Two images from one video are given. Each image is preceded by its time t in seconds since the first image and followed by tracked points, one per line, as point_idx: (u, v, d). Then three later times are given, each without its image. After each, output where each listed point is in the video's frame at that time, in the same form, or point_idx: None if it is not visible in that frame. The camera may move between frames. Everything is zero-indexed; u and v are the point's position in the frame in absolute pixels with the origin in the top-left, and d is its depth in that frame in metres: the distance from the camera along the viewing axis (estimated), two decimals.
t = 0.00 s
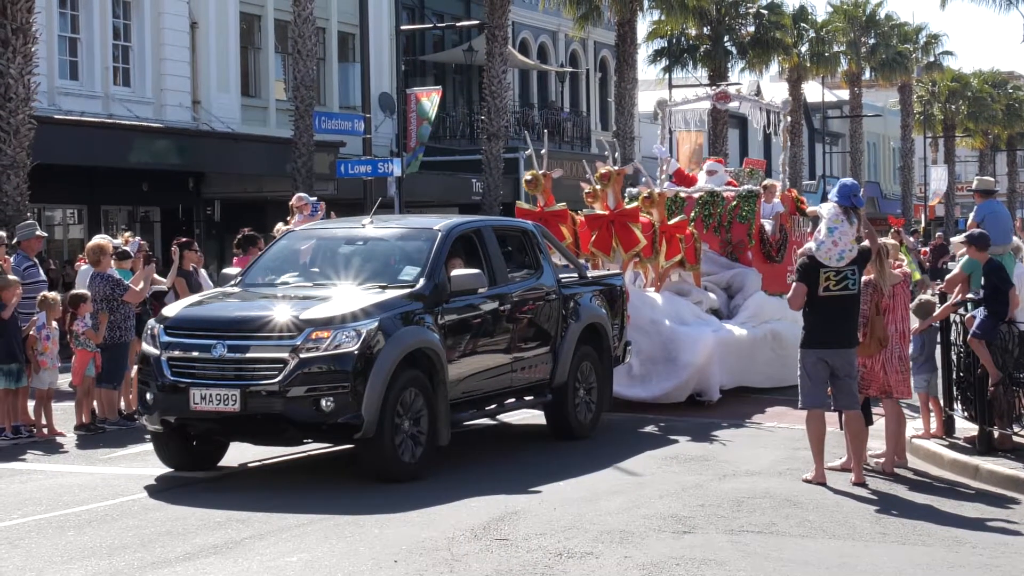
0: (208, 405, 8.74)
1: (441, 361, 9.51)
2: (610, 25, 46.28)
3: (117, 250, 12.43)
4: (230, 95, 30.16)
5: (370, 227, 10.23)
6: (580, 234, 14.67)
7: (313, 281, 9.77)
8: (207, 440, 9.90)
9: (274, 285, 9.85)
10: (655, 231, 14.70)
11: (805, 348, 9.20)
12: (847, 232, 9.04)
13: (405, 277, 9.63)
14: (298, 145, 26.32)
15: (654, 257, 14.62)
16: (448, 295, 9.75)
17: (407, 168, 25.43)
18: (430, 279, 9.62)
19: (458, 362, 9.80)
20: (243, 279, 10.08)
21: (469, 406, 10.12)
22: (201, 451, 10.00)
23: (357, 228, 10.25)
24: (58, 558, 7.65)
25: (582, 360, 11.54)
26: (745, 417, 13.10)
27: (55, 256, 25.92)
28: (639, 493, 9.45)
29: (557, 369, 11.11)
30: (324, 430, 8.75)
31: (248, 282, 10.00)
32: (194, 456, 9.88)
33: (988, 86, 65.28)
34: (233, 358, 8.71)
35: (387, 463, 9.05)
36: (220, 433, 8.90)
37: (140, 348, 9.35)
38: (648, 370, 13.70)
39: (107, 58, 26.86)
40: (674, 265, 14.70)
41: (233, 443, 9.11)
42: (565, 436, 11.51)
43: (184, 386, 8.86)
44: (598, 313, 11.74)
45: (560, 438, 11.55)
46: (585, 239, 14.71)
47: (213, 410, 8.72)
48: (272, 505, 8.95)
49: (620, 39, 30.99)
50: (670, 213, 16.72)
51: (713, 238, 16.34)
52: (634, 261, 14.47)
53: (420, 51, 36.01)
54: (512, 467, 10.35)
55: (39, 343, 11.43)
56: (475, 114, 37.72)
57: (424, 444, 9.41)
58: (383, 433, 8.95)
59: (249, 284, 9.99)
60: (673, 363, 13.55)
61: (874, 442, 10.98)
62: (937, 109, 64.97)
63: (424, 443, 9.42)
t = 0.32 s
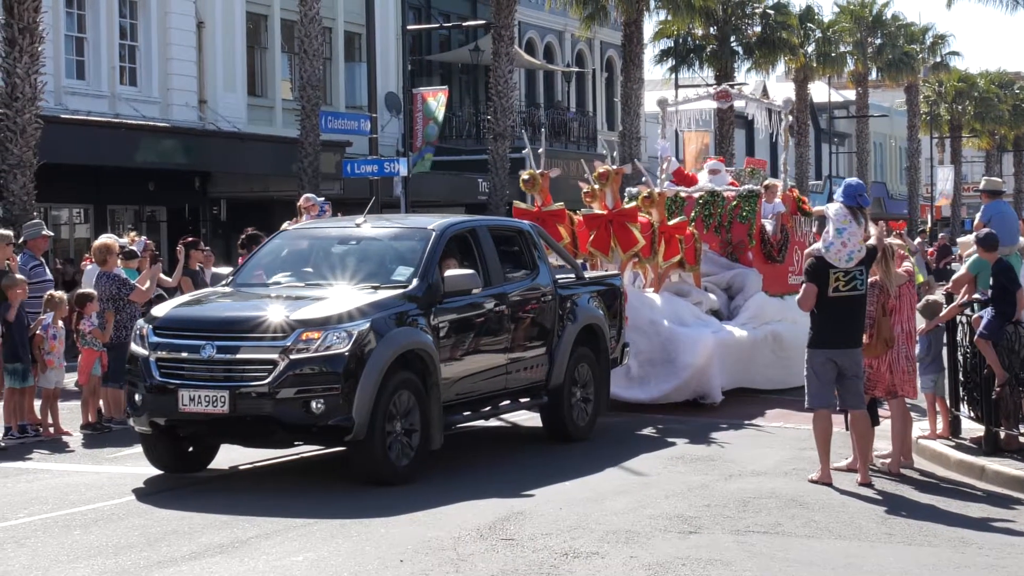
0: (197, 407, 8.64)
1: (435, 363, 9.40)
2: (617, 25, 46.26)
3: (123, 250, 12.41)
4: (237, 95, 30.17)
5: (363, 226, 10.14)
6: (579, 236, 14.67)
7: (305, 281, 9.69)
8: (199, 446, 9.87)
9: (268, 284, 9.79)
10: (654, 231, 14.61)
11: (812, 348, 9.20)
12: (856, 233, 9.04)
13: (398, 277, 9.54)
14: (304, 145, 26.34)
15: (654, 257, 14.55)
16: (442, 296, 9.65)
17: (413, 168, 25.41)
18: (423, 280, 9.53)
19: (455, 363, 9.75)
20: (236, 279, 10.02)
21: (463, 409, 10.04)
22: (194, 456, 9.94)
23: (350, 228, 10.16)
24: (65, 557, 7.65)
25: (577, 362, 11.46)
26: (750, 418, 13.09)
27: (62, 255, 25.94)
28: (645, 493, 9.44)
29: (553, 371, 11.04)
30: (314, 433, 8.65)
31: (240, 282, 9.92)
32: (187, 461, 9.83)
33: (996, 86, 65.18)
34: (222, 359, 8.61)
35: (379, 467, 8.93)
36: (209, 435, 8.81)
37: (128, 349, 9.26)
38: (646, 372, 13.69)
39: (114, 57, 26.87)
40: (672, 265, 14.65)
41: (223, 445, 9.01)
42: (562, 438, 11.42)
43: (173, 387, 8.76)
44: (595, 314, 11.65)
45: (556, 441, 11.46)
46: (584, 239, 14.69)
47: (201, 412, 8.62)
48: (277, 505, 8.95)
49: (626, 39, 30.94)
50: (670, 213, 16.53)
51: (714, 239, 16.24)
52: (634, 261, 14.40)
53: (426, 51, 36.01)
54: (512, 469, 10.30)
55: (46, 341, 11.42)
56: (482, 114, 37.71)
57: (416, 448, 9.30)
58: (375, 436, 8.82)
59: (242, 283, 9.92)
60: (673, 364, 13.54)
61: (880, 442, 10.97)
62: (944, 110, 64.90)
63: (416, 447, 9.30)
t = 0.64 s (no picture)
0: (185, 408, 8.55)
1: (427, 365, 9.31)
2: (623, 25, 46.28)
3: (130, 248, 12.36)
4: (243, 94, 30.20)
5: (356, 226, 10.07)
6: (579, 235, 14.55)
7: (298, 281, 9.62)
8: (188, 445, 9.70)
9: (259, 284, 9.71)
10: (654, 231, 14.61)
11: (821, 349, 9.19)
12: (865, 234, 9.03)
13: (391, 276, 9.45)
14: (311, 144, 26.36)
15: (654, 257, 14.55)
16: (435, 296, 9.55)
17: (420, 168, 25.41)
18: (416, 279, 9.44)
19: (451, 364, 9.69)
20: (227, 279, 9.94)
21: (458, 410, 9.96)
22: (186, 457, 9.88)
23: (343, 227, 10.08)
24: (70, 556, 7.64)
25: (574, 363, 11.38)
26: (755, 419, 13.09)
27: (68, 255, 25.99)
28: (651, 493, 9.43)
29: (548, 372, 10.96)
30: (304, 434, 8.55)
31: (231, 282, 9.84)
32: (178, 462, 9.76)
33: (1002, 86, 65.11)
34: (210, 359, 8.52)
35: (371, 469, 8.85)
36: (198, 437, 8.72)
37: (117, 349, 9.16)
38: (645, 374, 13.62)
39: (120, 56, 26.89)
40: (673, 266, 14.64)
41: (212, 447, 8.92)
42: (559, 440, 11.35)
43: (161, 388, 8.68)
44: (592, 315, 11.57)
45: (552, 443, 11.39)
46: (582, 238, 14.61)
47: (190, 413, 8.54)
48: (283, 503, 8.94)
49: (633, 39, 30.93)
50: (670, 212, 16.51)
51: (715, 239, 16.23)
52: (634, 261, 14.36)
53: (432, 50, 36.05)
54: (512, 470, 10.26)
55: (52, 341, 11.43)
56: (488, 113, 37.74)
57: (409, 450, 9.22)
58: (367, 438, 8.74)
59: (233, 283, 9.85)
60: (672, 365, 13.47)
61: (887, 442, 10.97)
62: (951, 110, 64.86)
63: (408, 449, 9.22)
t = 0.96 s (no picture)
0: (176, 410, 8.50)
1: (422, 366, 9.22)
2: (632, 24, 46.28)
3: (140, 246, 12.35)
4: (253, 93, 30.22)
5: (351, 224, 9.98)
6: (579, 233, 14.46)
7: (292, 280, 9.55)
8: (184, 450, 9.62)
9: (253, 285, 9.63)
10: (656, 229, 14.59)
11: (831, 348, 9.18)
12: (877, 233, 9.01)
13: (385, 276, 9.39)
14: (320, 144, 26.41)
15: (655, 256, 14.53)
16: (430, 296, 9.47)
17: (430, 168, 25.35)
18: (412, 279, 9.37)
19: (449, 365, 9.62)
20: (220, 279, 9.85)
21: (455, 411, 9.88)
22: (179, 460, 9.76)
23: (337, 226, 10.00)
24: (80, 555, 7.66)
25: (574, 363, 11.29)
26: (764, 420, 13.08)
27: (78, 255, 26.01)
28: (660, 492, 9.43)
29: (547, 373, 10.87)
30: (296, 436, 8.49)
31: (223, 282, 9.76)
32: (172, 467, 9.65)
33: (1012, 85, 64.97)
34: (201, 360, 8.47)
35: (364, 471, 8.77)
36: (189, 439, 8.66)
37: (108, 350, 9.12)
38: (646, 375, 13.54)
39: (130, 55, 26.92)
40: (675, 265, 14.60)
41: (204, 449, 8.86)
42: (557, 441, 11.28)
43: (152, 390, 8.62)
44: (591, 314, 11.47)
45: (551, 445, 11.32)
46: (582, 238, 14.52)
47: (180, 415, 8.48)
48: (292, 502, 8.95)
49: (643, 37, 30.82)
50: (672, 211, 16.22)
51: (719, 238, 16.08)
52: (634, 260, 14.29)
53: (442, 49, 36.08)
54: (518, 471, 10.25)
55: (62, 339, 11.44)
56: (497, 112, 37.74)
57: (403, 452, 9.14)
58: (360, 440, 8.67)
59: (225, 284, 9.76)
60: (673, 366, 13.40)
61: (896, 442, 10.96)
62: (961, 109, 64.74)
63: (402, 451, 9.14)
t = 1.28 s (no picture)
0: (165, 411, 8.37)
1: (416, 367, 9.10)
2: (641, 23, 46.29)
3: (147, 244, 12.34)
4: (261, 92, 30.25)
5: (345, 223, 9.91)
6: (580, 232, 14.43)
7: (286, 279, 9.48)
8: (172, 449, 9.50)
9: (245, 284, 9.56)
10: (657, 228, 14.50)
11: (842, 347, 9.17)
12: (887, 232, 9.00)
13: (379, 275, 9.29)
14: (329, 142, 26.44)
15: (655, 255, 14.46)
16: (425, 295, 9.35)
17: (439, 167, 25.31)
18: (405, 279, 9.26)
19: (446, 364, 9.53)
20: (213, 278, 9.79)
21: (450, 412, 9.77)
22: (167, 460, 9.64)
23: (332, 225, 9.93)
24: (89, 553, 7.66)
25: (571, 363, 11.21)
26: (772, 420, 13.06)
27: (87, 253, 26.04)
28: (669, 491, 9.43)
29: (544, 373, 10.78)
30: (287, 438, 8.36)
31: (215, 281, 9.69)
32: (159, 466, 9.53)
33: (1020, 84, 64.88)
34: (190, 361, 8.34)
35: (356, 474, 8.66)
36: (178, 441, 8.53)
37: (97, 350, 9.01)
38: (645, 375, 13.55)
39: (139, 54, 26.94)
40: (676, 265, 14.54)
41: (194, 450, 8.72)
42: (556, 442, 11.21)
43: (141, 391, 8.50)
44: (588, 313, 11.39)
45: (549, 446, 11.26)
46: (582, 237, 14.44)
47: (169, 416, 8.35)
48: (300, 501, 8.94)
49: (651, 36, 30.94)
50: (676, 210, 16.30)
51: (721, 236, 16.10)
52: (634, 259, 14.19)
53: (450, 48, 36.13)
54: (524, 471, 10.23)
55: (71, 338, 11.44)
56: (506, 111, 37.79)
57: (396, 454, 9.02)
58: (352, 443, 8.55)
59: (217, 283, 9.69)
60: (673, 367, 13.37)
61: (905, 442, 10.95)
62: (970, 108, 64.65)
63: (395, 453, 9.02)
